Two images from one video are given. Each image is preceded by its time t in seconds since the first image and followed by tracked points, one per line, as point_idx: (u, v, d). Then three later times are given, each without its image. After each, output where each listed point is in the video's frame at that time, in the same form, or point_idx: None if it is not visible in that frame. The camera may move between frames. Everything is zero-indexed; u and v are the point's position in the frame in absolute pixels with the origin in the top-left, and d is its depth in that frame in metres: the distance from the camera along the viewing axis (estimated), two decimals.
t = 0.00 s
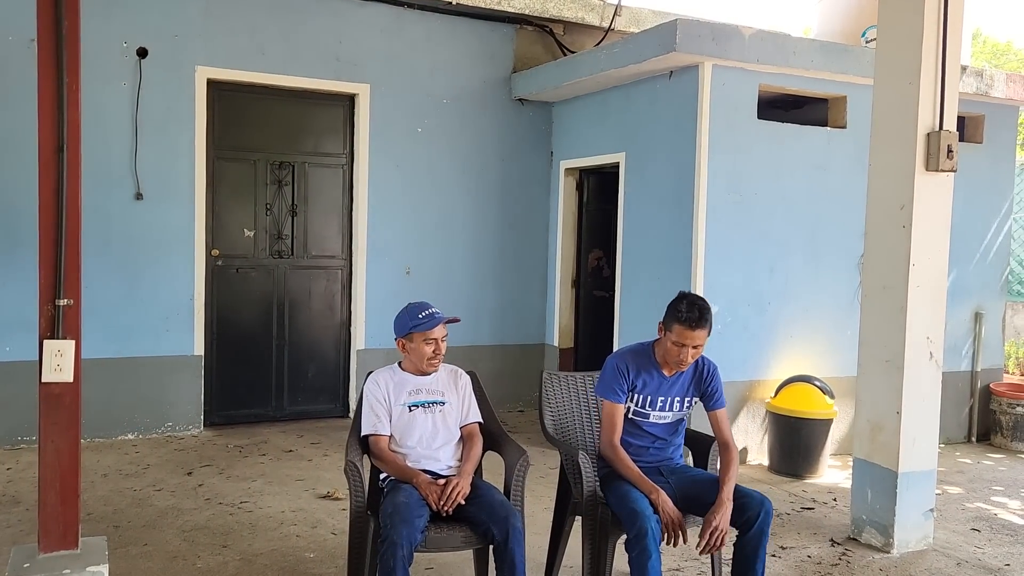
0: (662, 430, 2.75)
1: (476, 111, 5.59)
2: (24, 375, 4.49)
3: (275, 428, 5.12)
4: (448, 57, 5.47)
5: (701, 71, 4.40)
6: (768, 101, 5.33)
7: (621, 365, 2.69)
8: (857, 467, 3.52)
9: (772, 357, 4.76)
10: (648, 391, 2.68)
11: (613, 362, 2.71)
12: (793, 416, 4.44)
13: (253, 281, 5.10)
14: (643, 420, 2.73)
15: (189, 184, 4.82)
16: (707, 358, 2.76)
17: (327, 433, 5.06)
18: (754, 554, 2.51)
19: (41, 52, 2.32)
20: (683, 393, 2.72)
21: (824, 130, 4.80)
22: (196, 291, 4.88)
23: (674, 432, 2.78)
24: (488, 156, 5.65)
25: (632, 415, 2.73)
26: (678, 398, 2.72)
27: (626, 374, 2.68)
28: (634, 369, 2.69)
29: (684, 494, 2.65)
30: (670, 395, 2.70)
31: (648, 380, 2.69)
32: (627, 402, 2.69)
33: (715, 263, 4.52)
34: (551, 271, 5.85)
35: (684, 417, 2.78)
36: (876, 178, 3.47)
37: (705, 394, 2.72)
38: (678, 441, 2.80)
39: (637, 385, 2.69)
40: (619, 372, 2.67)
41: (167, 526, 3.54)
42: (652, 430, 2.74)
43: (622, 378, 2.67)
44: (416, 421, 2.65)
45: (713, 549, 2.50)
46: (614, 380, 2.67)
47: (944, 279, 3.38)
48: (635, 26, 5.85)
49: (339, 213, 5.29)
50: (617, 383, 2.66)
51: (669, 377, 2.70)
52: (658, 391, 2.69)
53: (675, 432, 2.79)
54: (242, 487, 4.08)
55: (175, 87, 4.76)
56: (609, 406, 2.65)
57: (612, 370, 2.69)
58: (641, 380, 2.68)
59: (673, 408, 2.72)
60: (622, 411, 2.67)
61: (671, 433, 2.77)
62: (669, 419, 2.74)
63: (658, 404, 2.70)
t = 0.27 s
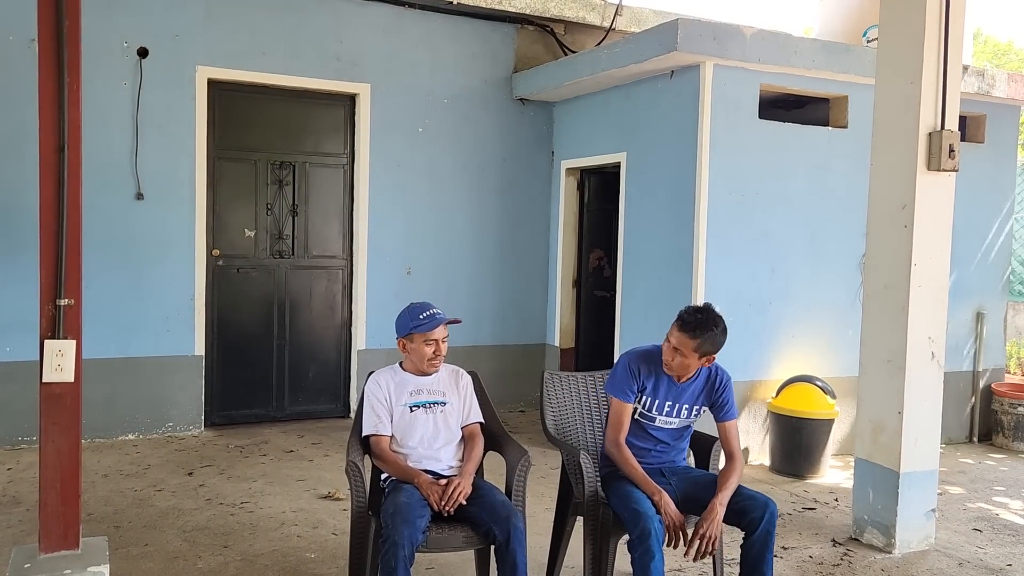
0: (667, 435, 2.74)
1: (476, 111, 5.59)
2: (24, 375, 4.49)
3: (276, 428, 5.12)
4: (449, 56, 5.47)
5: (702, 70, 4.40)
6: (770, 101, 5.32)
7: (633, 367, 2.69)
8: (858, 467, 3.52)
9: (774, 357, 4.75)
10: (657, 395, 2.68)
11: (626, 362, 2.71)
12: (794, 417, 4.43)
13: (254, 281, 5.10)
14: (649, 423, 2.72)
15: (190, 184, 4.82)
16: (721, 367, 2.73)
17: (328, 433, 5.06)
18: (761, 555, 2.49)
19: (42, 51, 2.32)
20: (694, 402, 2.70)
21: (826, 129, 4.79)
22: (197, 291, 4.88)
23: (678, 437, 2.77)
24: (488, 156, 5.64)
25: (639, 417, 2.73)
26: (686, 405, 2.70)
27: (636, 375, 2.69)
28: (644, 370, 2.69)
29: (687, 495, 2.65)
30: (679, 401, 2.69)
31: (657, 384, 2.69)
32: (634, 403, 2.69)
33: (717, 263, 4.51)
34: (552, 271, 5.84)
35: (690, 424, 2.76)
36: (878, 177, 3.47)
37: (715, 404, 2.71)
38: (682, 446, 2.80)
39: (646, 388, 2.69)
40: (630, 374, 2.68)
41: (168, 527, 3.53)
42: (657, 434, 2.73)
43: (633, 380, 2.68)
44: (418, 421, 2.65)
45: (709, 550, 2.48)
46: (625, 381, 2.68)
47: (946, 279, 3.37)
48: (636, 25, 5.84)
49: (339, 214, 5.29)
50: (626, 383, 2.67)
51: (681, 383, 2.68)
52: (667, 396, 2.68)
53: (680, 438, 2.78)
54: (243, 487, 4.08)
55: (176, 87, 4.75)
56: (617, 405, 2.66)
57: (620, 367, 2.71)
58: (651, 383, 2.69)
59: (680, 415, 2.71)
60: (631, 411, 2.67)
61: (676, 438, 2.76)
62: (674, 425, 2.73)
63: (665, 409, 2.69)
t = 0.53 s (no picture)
0: (671, 435, 2.73)
1: (479, 111, 5.58)
2: (28, 375, 4.49)
3: (279, 428, 5.12)
4: (452, 56, 5.46)
5: (706, 70, 4.39)
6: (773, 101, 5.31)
7: (637, 363, 2.69)
8: (863, 468, 3.51)
9: (778, 357, 4.74)
10: (660, 393, 2.67)
11: (630, 359, 2.71)
12: (798, 417, 4.42)
13: (256, 281, 5.09)
14: (653, 422, 2.71)
15: (193, 184, 4.82)
16: (724, 367, 2.72)
17: (331, 434, 5.05)
18: (765, 557, 2.49)
19: (45, 51, 2.31)
20: (698, 401, 2.69)
21: (830, 129, 4.78)
22: (200, 292, 4.87)
23: (683, 439, 2.75)
24: (491, 156, 5.64)
25: (642, 416, 2.72)
26: (690, 405, 2.68)
27: (640, 372, 2.68)
28: (647, 367, 2.69)
29: (691, 495, 2.64)
30: (682, 400, 2.67)
31: (661, 382, 2.68)
32: (639, 401, 2.68)
33: (720, 263, 4.50)
34: (555, 271, 5.83)
35: (695, 425, 2.74)
36: (883, 177, 3.46)
37: (718, 404, 2.69)
38: (687, 446, 2.78)
39: (649, 385, 2.68)
40: (635, 370, 2.67)
41: (171, 527, 3.53)
42: (661, 435, 2.72)
43: (637, 376, 2.67)
44: (421, 422, 2.64)
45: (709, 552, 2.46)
46: (629, 376, 2.67)
47: (951, 279, 3.36)
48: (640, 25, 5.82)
49: (342, 214, 5.29)
50: (630, 379, 2.66)
51: (684, 381, 2.67)
52: (670, 394, 2.67)
53: (685, 440, 2.76)
54: (246, 488, 4.07)
55: (179, 87, 4.75)
56: (621, 402, 2.65)
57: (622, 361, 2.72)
58: (654, 380, 2.68)
59: (684, 414, 2.69)
60: (636, 409, 2.66)
61: (681, 439, 2.75)
62: (678, 425, 2.71)
63: (668, 408, 2.68)
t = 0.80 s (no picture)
0: (674, 433, 2.72)
1: (484, 111, 5.58)
2: (34, 375, 4.50)
3: (284, 428, 5.12)
4: (456, 56, 5.46)
5: (711, 70, 4.38)
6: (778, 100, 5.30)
7: (639, 359, 2.68)
8: (869, 469, 3.50)
9: (782, 358, 4.73)
10: (662, 389, 2.67)
11: (631, 355, 2.70)
12: (803, 418, 4.42)
13: (261, 281, 5.10)
14: (656, 420, 2.71)
15: (198, 184, 4.82)
16: (724, 363, 2.73)
17: (336, 434, 5.06)
18: (770, 558, 2.48)
19: (53, 52, 2.31)
20: (699, 396, 2.69)
21: (835, 129, 4.77)
22: (204, 292, 4.88)
23: (685, 437, 2.75)
24: (496, 156, 5.63)
25: (645, 413, 2.71)
26: (692, 401, 2.68)
27: (642, 368, 2.67)
28: (649, 364, 2.68)
29: (695, 496, 2.64)
30: (684, 396, 2.67)
31: (663, 378, 2.67)
32: (643, 398, 2.67)
33: (726, 263, 4.50)
34: (559, 271, 5.83)
35: (697, 423, 2.74)
36: (889, 178, 3.45)
37: (719, 399, 2.69)
38: (690, 445, 2.77)
39: (651, 382, 2.67)
40: (637, 366, 2.66)
41: (177, 527, 3.53)
42: (664, 432, 2.72)
43: (639, 372, 2.66)
44: (428, 423, 2.64)
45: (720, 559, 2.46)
46: (631, 373, 2.66)
47: (957, 280, 3.35)
48: (644, 25, 5.82)
49: (347, 214, 5.29)
50: (632, 376, 2.65)
51: (685, 377, 2.67)
52: (672, 390, 2.67)
53: (687, 438, 2.75)
54: (251, 488, 4.08)
55: (184, 87, 4.75)
56: (625, 399, 2.64)
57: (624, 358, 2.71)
58: (656, 376, 2.67)
59: (686, 411, 2.69)
60: (639, 406, 2.65)
61: (683, 436, 2.74)
62: (681, 423, 2.70)
63: (671, 404, 2.68)
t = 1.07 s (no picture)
0: (677, 431, 2.72)
1: (487, 111, 5.58)
2: (39, 375, 4.51)
3: (287, 428, 5.13)
4: (460, 56, 5.45)
5: (715, 69, 4.37)
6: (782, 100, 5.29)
7: (641, 357, 2.68)
8: (873, 469, 3.50)
9: (786, 358, 4.72)
10: (665, 386, 2.67)
11: (633, 353, 2.70)
12: (807, 418, 4.41)
13: (265, 281, 5.10)
14: (658, 418, 2.70)
15: (202, 184, 4.83)
16: (724, 359, 2.73)
17: (339, 434, 5.06)
18: (775, 558, 2.48)
19: (58, 52, 2.32)
20: (700, 393, 2.69)
21: (840, 129, 4.76)
22: (208, 292, 4.88)
23: (688, 435, 2.74)
24: (499, 156, 5.63)
25: (647, 411, 2.70)
26: (694, 397, 2.68)
27: (644, 365, 2.67)
28: (651, 361, 2.68)
29: (699, 496, 2.63)
30: (686, 392, 2.67)
31: (664, 374, 2.67)
32: (645, 395, 2.66)
33: (730, 263, 4.49)
34: (563, 271, 5.83)
35: (700, 420, 2.74)
36: (894, 177, 3.44)
37: (720, 395, 2.68)
38: (692, 443, 2.77)
39: (654, 379, 2.67)
40: (639, 364, 2.65)
41: (181, 527, 3.53)
42: (666, 430, 2.71)
43: (641, 370, 2.65)
44: (432, 423, 2.64)
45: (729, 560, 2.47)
46: (633, 370, 2.65)
47: (962, 280, 3.34)
48: (648, 24, 5.81)
49: (351, 214, 5.29)
50: (635, 373, 2.64)
51: (686, 373, 2.68)
52: (674, 387, 2.67)
53: (690, 436, 2.75)
54: (255, 487, 4.08)
55: (188, 88, 4.76)
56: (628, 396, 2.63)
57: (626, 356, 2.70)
58: (658, 373, 2.67)
59: (688, 408, 2.68)
60: (642, 403, 2.64)
61: (686, 434, 2.74)
62: (683, 420, 2.70)
63: (673, 402, 2.67)
